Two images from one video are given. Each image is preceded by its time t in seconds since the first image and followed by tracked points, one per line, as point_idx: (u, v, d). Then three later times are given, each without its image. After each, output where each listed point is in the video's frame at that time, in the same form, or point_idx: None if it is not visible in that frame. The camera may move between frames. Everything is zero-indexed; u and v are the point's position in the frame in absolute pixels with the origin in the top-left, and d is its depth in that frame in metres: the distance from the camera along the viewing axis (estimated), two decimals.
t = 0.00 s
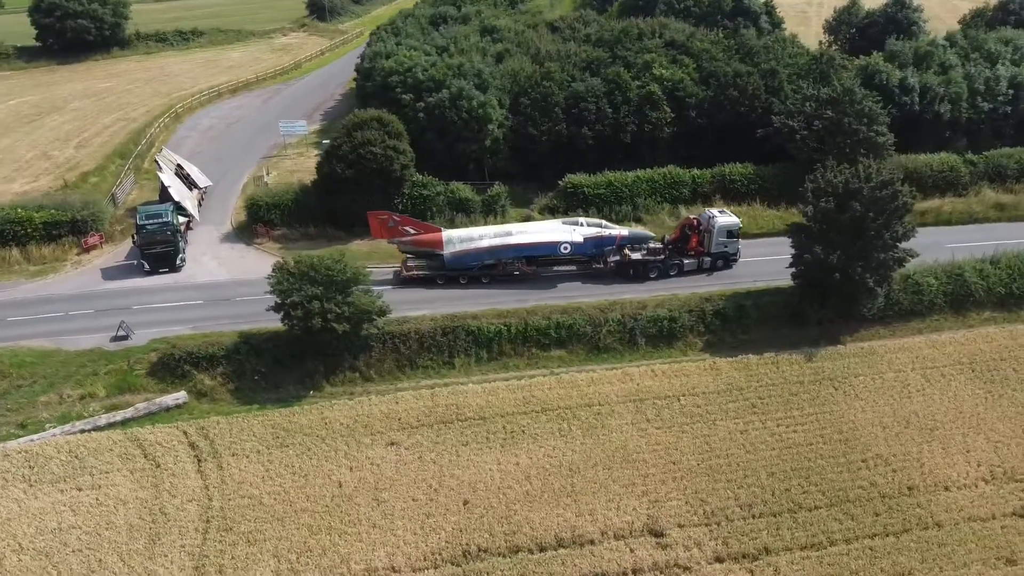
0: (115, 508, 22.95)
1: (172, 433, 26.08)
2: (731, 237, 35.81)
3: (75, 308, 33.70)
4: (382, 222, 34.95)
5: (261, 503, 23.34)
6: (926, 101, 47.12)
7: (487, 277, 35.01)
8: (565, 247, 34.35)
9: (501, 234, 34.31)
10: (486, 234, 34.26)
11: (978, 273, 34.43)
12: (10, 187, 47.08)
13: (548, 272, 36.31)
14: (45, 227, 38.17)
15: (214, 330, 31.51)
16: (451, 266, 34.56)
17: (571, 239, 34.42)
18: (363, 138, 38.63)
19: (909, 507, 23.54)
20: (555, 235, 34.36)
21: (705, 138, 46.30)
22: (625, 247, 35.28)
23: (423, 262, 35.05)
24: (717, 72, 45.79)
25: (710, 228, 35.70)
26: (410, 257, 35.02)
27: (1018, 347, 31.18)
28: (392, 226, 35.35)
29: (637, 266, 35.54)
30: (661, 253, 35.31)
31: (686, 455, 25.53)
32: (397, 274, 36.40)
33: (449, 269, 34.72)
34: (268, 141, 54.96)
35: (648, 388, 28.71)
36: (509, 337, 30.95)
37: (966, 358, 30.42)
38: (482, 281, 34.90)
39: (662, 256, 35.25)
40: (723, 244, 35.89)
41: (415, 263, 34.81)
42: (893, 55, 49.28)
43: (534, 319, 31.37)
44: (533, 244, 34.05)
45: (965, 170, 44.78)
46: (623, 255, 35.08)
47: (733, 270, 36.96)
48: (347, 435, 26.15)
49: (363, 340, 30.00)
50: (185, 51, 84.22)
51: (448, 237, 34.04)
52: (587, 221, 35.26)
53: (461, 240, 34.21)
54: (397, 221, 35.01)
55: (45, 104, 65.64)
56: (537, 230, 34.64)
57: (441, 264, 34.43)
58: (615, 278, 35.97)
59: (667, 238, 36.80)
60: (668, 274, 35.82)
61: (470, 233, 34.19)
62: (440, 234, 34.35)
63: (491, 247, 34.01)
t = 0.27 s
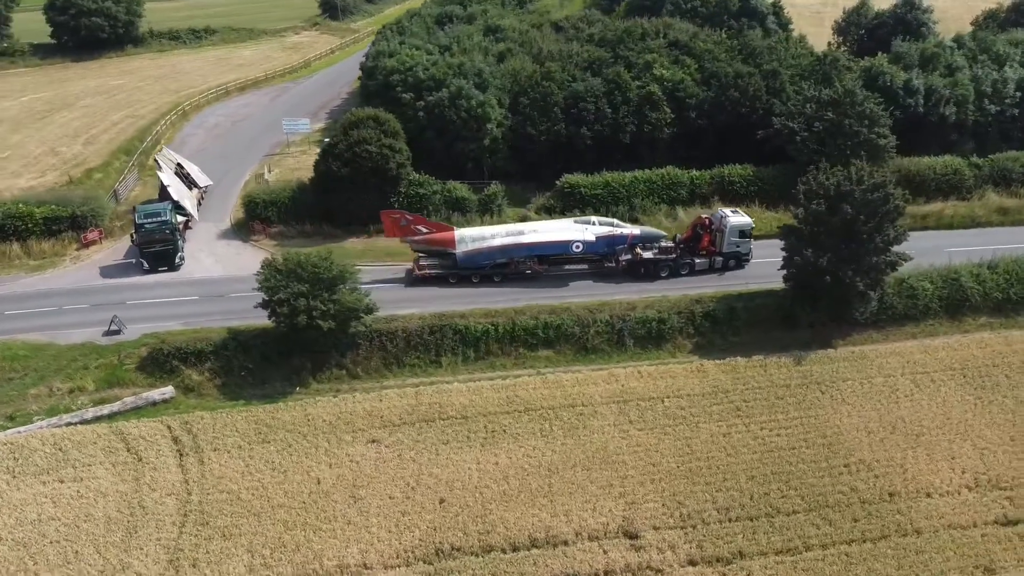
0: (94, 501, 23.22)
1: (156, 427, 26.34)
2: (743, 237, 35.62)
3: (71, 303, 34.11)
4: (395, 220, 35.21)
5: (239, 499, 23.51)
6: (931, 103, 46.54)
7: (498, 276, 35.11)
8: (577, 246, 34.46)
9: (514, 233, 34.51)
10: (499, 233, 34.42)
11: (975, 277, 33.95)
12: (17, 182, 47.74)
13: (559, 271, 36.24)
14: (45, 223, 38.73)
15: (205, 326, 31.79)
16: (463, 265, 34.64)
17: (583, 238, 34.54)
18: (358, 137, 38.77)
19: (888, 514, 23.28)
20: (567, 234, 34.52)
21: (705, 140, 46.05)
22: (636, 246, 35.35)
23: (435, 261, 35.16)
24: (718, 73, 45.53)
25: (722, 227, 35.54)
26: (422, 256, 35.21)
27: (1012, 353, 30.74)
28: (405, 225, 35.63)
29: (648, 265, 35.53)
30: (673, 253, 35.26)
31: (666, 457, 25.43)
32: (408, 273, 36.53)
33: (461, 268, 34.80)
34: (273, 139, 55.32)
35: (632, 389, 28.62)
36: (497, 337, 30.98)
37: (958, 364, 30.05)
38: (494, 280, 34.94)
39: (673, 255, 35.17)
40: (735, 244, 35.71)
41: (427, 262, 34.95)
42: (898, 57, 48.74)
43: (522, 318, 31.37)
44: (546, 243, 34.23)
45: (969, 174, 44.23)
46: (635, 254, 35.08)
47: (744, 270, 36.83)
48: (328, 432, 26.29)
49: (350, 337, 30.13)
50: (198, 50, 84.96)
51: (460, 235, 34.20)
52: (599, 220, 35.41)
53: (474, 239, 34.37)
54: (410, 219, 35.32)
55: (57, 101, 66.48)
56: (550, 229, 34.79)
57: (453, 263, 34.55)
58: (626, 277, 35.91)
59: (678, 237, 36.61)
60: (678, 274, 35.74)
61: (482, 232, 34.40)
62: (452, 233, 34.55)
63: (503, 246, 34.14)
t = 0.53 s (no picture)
0: (69, 495, 23.43)
1: (135, 423, 26.55)
2: (750, 237, 35.34)
3: (60, 299, 34.42)
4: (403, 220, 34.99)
5: (212, 495, 23.66)
6: (929, 105, 46.14)
7: (505, 275, 35.15)
8: (583, 246, 34.44)
9: (521, 232, 34.52)
10: (506, 232, 34.43)
11: (963, 281, 33.66)
12: (16, 179, 48.23)
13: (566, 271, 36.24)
14: (38, 219, 39.10)
15: (190, 323, 32.02)
16: (470, 264, 34.68)
17: (590, 237, 34.51)
18: (349, 136, 38.88)
19: (861, 519, 23.13)
20: (575, 233, 34.47)
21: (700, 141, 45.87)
22: (643, 245, 35.29)
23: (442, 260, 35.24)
24: (713, 74, 45.27)
25: (730, 227, 35.22)
26: (429, 255, 35.28)
27: (997, 358, 30.51)
28: (412, 223, 35.43)
29: (655, 265, 35.44)
30: (680, 252, 35.14)
31: (641, 458, 25.38)
32: (415, 272, 36.61)
33: (469, 267, 34.83)
34: (271, 138, 55.61)
35: (612, 390, 28.58)
36: (479, 337, 31.02)
37: (942, 368, 29.84)
38: (501, 280, 35.02)
39: (680, 255, 35.04)
40: (743, 243, 35.45)
41: (434, 261, 35.03)
42: (897, 58, 48.35)
43: (505, 318, 31.41)
44: (554, 242, 34.22)
45: (965, 176, 43.83)
46: (642, 254, 35.00)
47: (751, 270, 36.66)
48: (305, 430, 26.42)
49: (332, 335, 30.28)
50: (204, 49, 85.51)
51: (467, 235, 34.30)
52: (606, 219, 35.37)
53: (481, 238, 34.47)
54: (418, 219, 35.09)
55: (62, 98, 67.08)
56: (558, 228, 34.76)
57: (461, 262, 34.62)
58: (633, 276, 35.82)
59: (685, 236, 36.43)
60: (685, 273, 35.62)
61: (490, 232, 34.43)
62: (459, 232, 34.58)
63: (510, 245, 34.18)
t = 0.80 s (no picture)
0: (39, 491, 23.62)
1: (109, 420, 26.73)
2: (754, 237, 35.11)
3: (45, 296, 34.68)
4: (406, 220, 35.33)
5: (181, 492, 23.79)
6: (922, 107, 45.84)
7: (510, 274, 35.43)
8: (587, 244, 34.75)
9: (526, 232, 34.89)
10: (510, 232, 34.82)
11: (946, 284, 33.45)
12: (10, 177, 48.63)
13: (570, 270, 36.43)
14: (28, 217, 39.44)
15: (171, 321, 32.20)
16: (475, 263, 35.02)
17: (594, 237, 34.84)
18: (335, 135, 38.95)
19: (828, 522, 23.03)
20: (578, 232, 34.82)
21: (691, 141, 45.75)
22: (647, 244, 35.56)
23: (447, 260, 35.57)
24: (704, 75, 45.17)
25: (734, 227, 35.04)
26: (434, 254, 35.61)
27: (978, 361, 30.30)
28: (416, 223, 35.76)
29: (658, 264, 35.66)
30: (684, 251, 35.28)
31: (611, 460, 25.34)
32: (420, 272, 36.85)
33: (473, 267, 35.17)
34: (266, 137, 55.86)
35: (587, 391, 28.55)
36: (457, 336, 31.07)
37: (920, 371, 29.66)
38: (506, 279, 35.25)
39: (684, 254, 35.21)
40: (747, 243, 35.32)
41: (439, 261, 35.36)
42: (890, 59, 48.09)
43: (484, 318, 31.43)
44: (558, 241, 34.58)
45: (957, 179, 43.53)
46: (645, 252, 35.23)
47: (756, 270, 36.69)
48: (278, 428, 26.54)
49: (310, 334, 30.36)
50: (205, 47, 85.95)
51: (472, 234, 34.68)
52: (609, 219, 35.76)
53: (486, 238, 34.85)
54: (422, 218, 35.55)
55: (62, 96, 67.55)
56: (562, 228, 35.11)
57: (465, 262, 34.96)
58: (637, 276, 35.97)
59: (690, 236, 36.45)
60: (689, 272, 35.74)
61: (494, 231, 34.82)
62: (463, 231, 34.94)
63: (515, 244, 34.54)
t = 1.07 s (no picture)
0: None
1: (74, 420, 26.80)
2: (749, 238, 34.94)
3: (19, 296, 34.77)
4: (403, 221, 35.40)
5: (140, 493, 23.84)
6: (904, 108, 45.72)
7: (506, 275, 35.55)
8: (583, 244, 34.85)
9: (522, 232, 35.03)
10: (506, 232, 34.98)
11: (919, 286, 33.35)
12: None
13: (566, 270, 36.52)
14: (5, 217, 39.55)
15: (142, 321, 32.24)
16: (471, 264, 35.19)
17: (590, 237, 34.94)
18: (311, 136, 39.02)
19: (786, 525, 23.00)
20: (574, 232, 34.93)
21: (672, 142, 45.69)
22: (643, 244, 35.61)
23: (443, 260, 35.71)
24: (685, 75, 45.10)
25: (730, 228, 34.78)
26: (430, 255, 35.80)
27: (947, 364, 30.24)
28: (413, 224, 35.78)
29: (654, 264, 35.70)
30: (680, 251, 35.28)
31: (572, 461, 25.35)
32: (416, 272, 37.03)
33: (470, 267, 35.32)
34: (251, 137, 55.92)
35: (553, 393, 28.55)
36: (427, 337, 31.07)
37: (888, 374, 29.62)
38: (502, 279, 35.36)
39: (679, 253, 35.25)
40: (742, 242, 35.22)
41: (436, 261, 35.53)
42: (873, 60, 47.98)
43: (454, 319, 31.42)
44: (554, 241, 34.68)
45: (938, 180, 43.40)
46: (641, 252, 35.30)
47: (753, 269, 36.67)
48: (241, 429, 26.58)
49: (279, 335, 30.36)
50: (198, 47, 86.05)
51: (468, 235, 34.85)
52: (606, 219, 35.86)
53: (482, 238, 35.00)
54: (419, 219, 35.55)
55: (51, 96, 67.69)
56: (558, 228, 35.23)
57: (461, 262, 35.12)
58: (633, 275, 36.04)
59: (685, 234, 36.36)
60: (685, 272, 35.79)
61: (490, 232, 34.99)
62: (460, 232, 35.13)
63: (511, 244, 34.69)
